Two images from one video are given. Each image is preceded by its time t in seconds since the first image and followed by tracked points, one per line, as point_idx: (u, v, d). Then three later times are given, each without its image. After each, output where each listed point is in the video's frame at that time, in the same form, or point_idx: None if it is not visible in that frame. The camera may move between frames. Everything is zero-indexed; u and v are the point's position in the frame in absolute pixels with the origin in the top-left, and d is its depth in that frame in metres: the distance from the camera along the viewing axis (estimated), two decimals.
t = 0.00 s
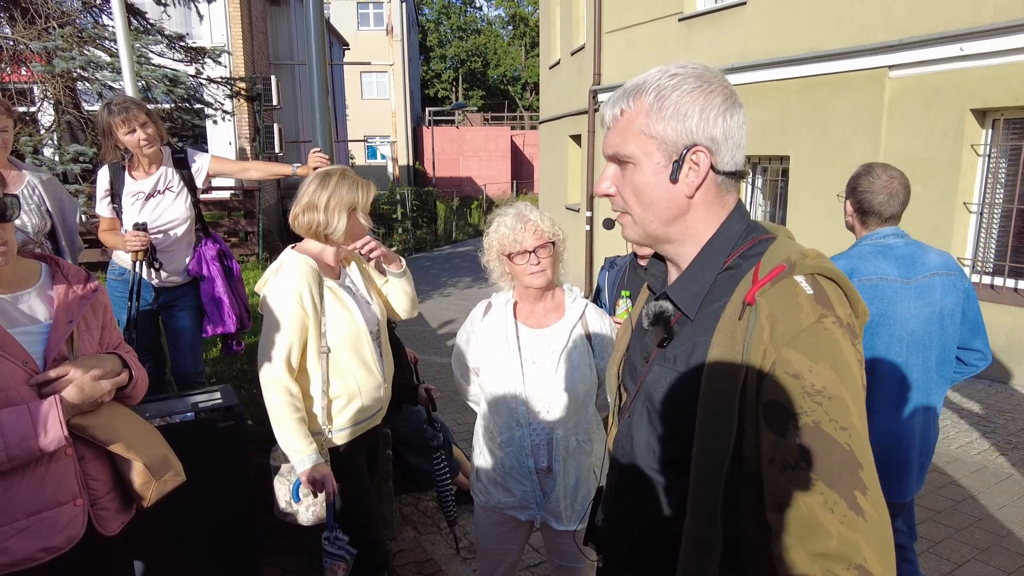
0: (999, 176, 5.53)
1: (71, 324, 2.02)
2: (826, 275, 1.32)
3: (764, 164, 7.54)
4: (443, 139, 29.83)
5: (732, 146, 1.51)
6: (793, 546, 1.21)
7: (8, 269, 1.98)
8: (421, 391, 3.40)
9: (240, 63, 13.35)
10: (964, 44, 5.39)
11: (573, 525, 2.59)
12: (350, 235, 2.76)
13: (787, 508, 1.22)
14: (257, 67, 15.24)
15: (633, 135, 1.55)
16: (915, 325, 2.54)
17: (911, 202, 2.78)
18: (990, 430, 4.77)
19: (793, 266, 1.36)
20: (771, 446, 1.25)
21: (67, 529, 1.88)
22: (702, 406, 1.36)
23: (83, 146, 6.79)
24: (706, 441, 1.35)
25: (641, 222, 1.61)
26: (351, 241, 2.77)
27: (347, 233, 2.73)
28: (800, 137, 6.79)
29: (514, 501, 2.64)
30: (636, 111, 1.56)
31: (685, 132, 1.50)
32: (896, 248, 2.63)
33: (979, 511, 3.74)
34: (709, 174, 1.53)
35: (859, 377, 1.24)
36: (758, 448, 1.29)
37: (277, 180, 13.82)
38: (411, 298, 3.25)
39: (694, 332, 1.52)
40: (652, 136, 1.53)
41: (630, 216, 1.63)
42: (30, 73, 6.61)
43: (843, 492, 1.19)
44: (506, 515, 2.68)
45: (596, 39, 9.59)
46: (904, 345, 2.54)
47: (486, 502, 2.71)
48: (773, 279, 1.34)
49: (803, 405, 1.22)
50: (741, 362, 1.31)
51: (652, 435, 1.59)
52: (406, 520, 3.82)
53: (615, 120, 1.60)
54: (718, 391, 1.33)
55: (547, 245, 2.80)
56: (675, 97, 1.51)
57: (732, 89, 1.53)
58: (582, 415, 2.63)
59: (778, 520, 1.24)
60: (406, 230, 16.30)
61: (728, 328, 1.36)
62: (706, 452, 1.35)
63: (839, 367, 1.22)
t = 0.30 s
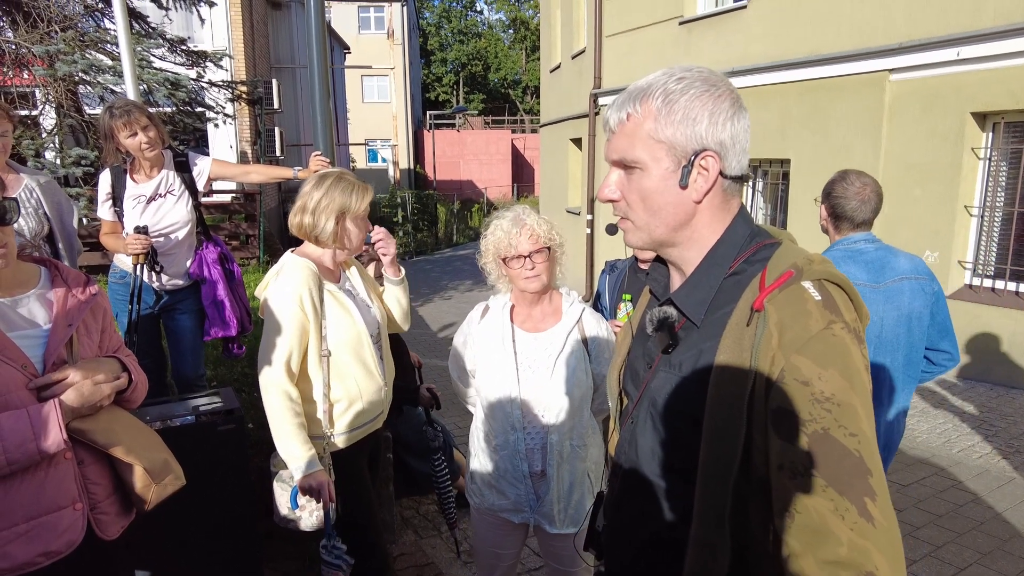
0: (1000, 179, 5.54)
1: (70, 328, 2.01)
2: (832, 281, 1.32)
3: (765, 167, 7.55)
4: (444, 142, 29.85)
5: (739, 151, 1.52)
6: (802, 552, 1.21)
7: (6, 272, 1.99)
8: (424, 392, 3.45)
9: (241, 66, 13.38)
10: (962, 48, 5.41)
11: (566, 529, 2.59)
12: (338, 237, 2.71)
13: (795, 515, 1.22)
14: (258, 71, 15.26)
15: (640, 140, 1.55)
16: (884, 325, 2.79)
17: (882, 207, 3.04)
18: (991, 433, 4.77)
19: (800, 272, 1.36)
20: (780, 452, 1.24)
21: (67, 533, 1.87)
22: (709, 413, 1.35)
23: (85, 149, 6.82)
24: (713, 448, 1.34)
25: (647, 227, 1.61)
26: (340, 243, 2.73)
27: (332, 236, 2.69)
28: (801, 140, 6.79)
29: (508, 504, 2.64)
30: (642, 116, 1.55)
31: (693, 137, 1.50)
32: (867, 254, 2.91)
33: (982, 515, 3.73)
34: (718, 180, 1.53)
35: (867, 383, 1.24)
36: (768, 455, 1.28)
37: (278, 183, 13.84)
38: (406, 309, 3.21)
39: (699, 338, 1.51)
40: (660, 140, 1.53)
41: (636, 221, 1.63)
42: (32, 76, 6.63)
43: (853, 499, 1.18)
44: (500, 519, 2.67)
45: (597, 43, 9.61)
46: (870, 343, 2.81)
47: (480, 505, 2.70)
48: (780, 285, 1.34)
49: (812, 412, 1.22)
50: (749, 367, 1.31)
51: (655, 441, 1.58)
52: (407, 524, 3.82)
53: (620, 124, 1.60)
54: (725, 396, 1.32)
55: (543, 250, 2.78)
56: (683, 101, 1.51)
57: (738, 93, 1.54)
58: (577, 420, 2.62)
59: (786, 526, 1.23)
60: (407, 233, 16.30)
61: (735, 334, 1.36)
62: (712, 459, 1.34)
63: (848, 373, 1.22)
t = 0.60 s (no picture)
0: (1000, 181, 5.55)
1: (68, 330, 2.01)
2: (832, 282, 1.31)
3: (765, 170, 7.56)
4: (445, 145, 29.88)
5: (740, 152, 1.52)
6: (804, 553, 1.21)
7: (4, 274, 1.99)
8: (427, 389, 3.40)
9: (242, 69, 13.40)
10: (962, 50, 5.43)
11: (561, 532, 2.58)
12: (343, 241, 2.73)
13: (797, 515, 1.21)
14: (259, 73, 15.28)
15: (642, 142, 1.55)
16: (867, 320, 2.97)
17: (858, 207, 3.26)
18: (993, 435, 4.76)
19: (800, 274, 1.36)
20: (780, 454, 1.24)
21: (66, 535, 1.87)
22: (709, 415, 1.35)
23: (85, 151, 6.83)
24: (714, 449, 1.33)
25: (648, 229, 1.61)
26: (344, 248, 2.75)
27: (338, 240, 2.71)
28: (801, 143, 6.80)
29: (503, 506, 2.63)
30: (644, 118, 1.55)
31: (696, 138, 1.50)
32: (847, 253, 3.13)
33: (983, 517, 3.73)
34: (719, 182, 1.54)
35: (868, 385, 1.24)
36: (768, 456, 1.28)
37: (278, 185, 13.84)
38: (405, 307, 3.23)
39: (699, 340, 1.51)
40: (662, 142, 1.53)
41: (636, 223, 1.63)
42: (33, 78, 6.63)
43: (855, 499, 1.18)
44: (496, 520, 2.67)
45: (597, 45, 9.62)
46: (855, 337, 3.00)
47: (476, 507, 2.70)
48: (781, 286, 1.33)
49: (812, 413, 1.22)
50: (749, 369, 1.30)
51: (654, 442, 1.58)
52: (406, 526, 3.81)
53: (621, 126, 1.60)
54: (725, 399, 1.32)
55: (543, 254, 2.78)
56: (685, 103, 1.51)
57: (740, 95, 1.54)
58: (572, 423, 2.62)
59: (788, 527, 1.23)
60: (407, 236, 16.31)
61: (735, 336, 1.35)
62: (712, 461, 1.34)
63: (848, 374, 1.22)
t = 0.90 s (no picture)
0: (1000, 184, 5.56)
1: (70, 331, 2.02)
2: (829, 284, 1.32)
3: (766, 172, 7.56)
4: (446, 147, 29.91)
5: (738, 154, 1.53)
6: (802, 553, 1.21)
7: (6, 276, 1.99)
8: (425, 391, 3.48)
9: (243, 72, 13.43)
10: (962, 52, 5.45)
11: (559, 534, 2.58)
12: (345, 244, 2.74)
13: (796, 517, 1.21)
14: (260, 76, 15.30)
15: (641, 144, 1.56)
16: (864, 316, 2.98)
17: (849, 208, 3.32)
18: (994, 438, 4.76)
19: (798, 275, 1.36)
20: (778, 454, 1.24)
21: (68, 536, 1.88)
22: (708, 416, 1.35)
23: (87, 154, 6.85)
24: (712, 450, 1.33)
25: (647, 231, 1.61)
26: (346, 250, 2.76)
27: (340, 242, 2.72)
28: (802, 145, 6.81)
29: (503, 507, 2.64)
30: (642, 120, 1.56)
31: (694, 141, 1.51)
32: (843, 251, 3.14)
33: (984, 520, 3.72)
34: (717, 184, 1.54)
35: (866, 385, 1.24)
36: (766, 457, 1.28)
37: (279, 187, 13.86)
38: (404, 309, 3.24)
39: (698, 341, 1.51)
40: (661, 144, 1.53)
41: (636, 224, 1.63)
42: (35, 81, 6.65)
43: (851, 499, 1.18)
44: (496, 522, 2.67)
45: (598, 48, 9.64)
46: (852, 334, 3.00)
47: (476, 508, 2.70)
48: (778, 288, 1.34)
49: (810, 413, 1.22)
50: (748, 370, 1.31)
51: (653, 443, 1.59)
52: (407, 528, 3.81)
53: (620, 128, 1.60)
54: (724, 400, 1.32)
55: (542, 263, 2.77)
56: (684, 105, 1.51)
57: (738, 97, 1.55)
58: (572, 426, 2.62)
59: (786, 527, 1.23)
60: (408, 238, 16.32)
61: (733, 337, 1.36)
62: (711, 461, 1.34)
63: (845, 375, 1.23)
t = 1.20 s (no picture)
0: (1001, 186, 5.55)
1: (72, 333, 2.02)
2: (826, 284, 1.31)
3: (767, 174, 7.57)
4: (446, 149, 29.91)
5: (736, 156, 1.53)
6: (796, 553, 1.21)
7: (8, 278, 2.00)
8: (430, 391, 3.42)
9: (245, 74, 13.46)
10: (963, 54, 5.44)
11: (561, 536, 2.57)
12: (347, 245, 2.74)
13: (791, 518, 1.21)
14: (262, 78, 15.33)
15: (639, 145, 1.56)
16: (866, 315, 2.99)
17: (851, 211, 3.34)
18: (996, 440, 4.75)
19: (794, 276, 1.36)
20: (773, 454, 1.24)
21: (68, 538, 1.88)
22: (705, 416, 1.35)
23: (89, 156, 6.86)
24: (709, 450, 1.33)
25: (645, 231, 1.62)
26: (347, 250, 2.75)
27: (341, 244, 2.72)
28: (803, 147, 6.81)
29: (504, 508, 2.64)
30: (641, 122, 1.56)
31: (691, 142, 1.51)
32: (845, 252, 3.14)
33: (986, 523, 3.71)
34: (714, 185, 1.54)
35: (861, 386, 1.24)
36: (763, 457, 1.28)
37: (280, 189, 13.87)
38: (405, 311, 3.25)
39: (697, 342, 1.51)
40: (658, 146, 1.54)
41: (634, 225, 1.64)
42: (38, 84, 6.66)
43: (845, 498, 1.18)
44: (498, 523, 2.67)
45: (599, 50, 9.65)
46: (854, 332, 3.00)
47: (478, 508, 2.71)
48: (774, 288, 1.34)
49: (804, 413, 1.22)
50: (744, 370, 1.30)
51: (653, 443, 1.59)
52: (408, 530, 3.81)
53: (620, 130, 1.61)
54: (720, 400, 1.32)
55: (540, 269, 2.76)
56: (682, 107, 1.52)
57: (736, 99, 1.55)
58: (574, 429, 2.62)
59: (782, 527, 1.22)
60: (409, 240, 16.32)
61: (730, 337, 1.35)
62: (709, 461, 1.34)
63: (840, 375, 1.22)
